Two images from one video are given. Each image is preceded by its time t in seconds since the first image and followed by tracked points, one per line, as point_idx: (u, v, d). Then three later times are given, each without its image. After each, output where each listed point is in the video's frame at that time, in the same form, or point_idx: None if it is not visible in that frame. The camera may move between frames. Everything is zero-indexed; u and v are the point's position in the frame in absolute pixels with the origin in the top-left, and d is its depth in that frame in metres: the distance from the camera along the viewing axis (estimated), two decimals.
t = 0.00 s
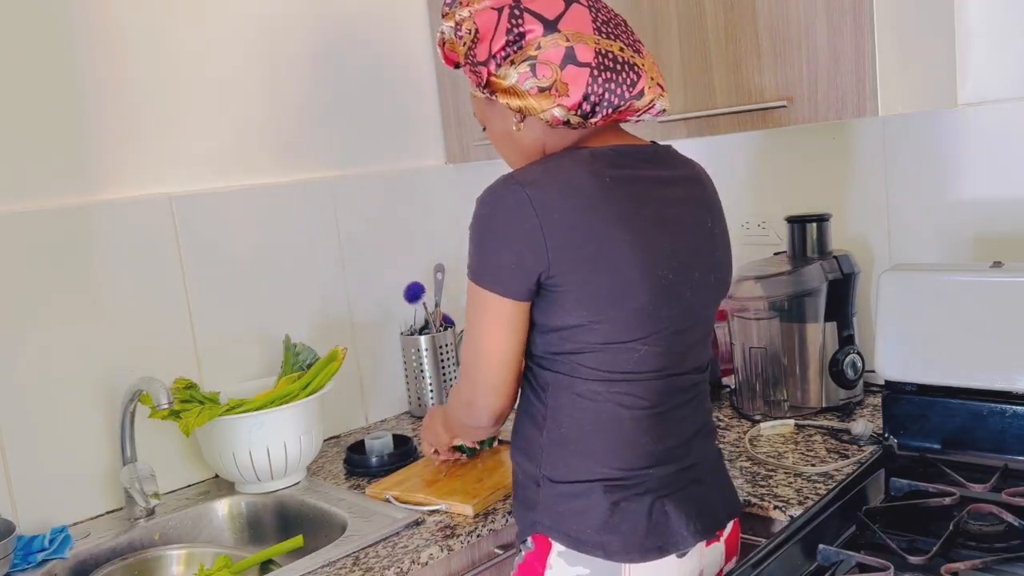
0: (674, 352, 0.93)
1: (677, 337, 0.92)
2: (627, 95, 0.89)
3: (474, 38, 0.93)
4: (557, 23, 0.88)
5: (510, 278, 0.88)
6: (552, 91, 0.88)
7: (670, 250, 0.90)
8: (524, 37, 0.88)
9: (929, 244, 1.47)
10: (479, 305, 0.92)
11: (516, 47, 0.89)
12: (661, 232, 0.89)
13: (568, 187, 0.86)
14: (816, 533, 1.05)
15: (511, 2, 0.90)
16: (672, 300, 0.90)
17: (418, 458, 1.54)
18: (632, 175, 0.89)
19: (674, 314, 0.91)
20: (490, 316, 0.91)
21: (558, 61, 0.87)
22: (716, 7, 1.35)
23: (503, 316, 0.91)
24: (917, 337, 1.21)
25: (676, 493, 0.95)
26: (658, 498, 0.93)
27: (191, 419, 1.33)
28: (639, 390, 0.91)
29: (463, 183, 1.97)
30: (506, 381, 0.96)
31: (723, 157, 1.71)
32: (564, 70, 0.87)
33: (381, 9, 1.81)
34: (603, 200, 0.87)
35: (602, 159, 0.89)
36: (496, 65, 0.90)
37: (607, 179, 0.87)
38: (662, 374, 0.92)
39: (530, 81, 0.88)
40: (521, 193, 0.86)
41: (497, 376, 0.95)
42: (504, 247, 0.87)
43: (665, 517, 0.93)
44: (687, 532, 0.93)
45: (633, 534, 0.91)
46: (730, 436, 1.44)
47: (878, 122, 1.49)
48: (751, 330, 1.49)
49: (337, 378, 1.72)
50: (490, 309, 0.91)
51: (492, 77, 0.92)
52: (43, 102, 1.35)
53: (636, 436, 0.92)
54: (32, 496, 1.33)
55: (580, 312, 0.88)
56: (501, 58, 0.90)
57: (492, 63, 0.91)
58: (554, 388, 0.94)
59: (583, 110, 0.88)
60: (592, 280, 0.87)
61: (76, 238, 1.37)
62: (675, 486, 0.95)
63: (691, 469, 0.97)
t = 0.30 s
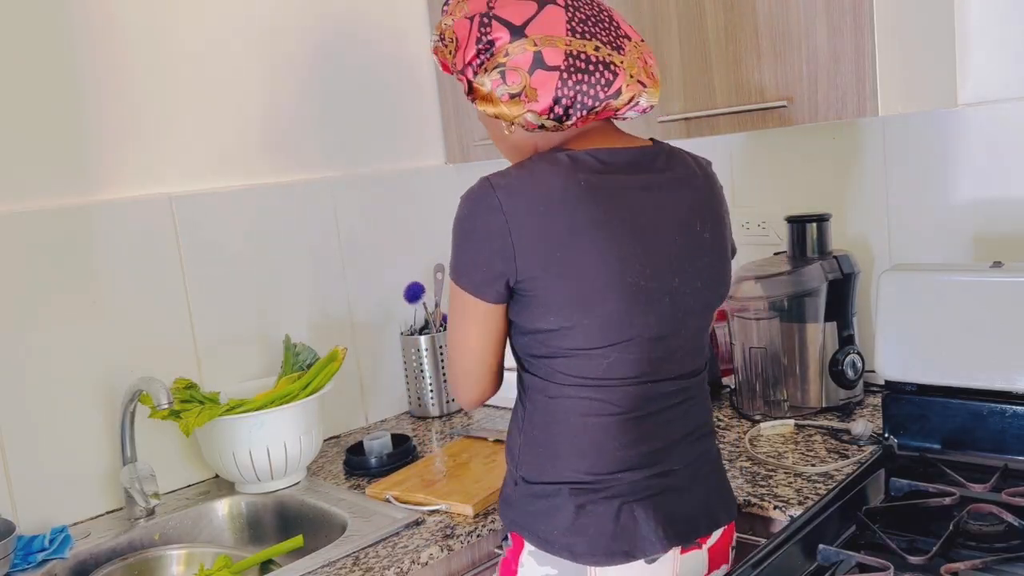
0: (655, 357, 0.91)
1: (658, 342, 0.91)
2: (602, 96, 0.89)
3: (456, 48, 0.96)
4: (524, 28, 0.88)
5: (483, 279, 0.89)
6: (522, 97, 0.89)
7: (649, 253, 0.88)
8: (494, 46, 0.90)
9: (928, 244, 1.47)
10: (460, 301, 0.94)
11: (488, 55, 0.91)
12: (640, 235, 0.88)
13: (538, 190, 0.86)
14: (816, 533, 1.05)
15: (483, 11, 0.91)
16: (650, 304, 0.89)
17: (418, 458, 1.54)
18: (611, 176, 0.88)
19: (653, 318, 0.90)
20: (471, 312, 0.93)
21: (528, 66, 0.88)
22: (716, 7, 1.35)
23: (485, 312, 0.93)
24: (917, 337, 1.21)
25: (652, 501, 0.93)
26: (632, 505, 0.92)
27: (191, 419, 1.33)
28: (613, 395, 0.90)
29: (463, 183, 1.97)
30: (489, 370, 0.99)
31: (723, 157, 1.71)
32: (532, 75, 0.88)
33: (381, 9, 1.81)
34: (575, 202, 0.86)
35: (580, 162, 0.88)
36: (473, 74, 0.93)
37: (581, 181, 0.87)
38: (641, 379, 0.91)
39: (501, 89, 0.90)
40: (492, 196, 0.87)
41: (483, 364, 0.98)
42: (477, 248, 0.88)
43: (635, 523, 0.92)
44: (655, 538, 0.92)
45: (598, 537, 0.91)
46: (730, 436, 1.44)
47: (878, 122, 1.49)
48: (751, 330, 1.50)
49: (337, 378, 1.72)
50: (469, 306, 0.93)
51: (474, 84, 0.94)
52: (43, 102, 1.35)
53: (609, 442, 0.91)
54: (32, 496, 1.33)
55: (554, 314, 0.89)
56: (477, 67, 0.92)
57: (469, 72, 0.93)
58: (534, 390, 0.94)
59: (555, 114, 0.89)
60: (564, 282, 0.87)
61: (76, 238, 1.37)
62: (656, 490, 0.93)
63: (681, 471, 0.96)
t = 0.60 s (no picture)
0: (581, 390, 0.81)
1: (577, 376, 0.80)
2: (557, 113, 0.82)
3: (406, 25, 0.78)
4: (502, 23, 0.80)
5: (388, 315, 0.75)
6: (494, 92, 0.79)
7: (569, 276, 0.78)
8: (466, 33, 0.79)
9: (929, 244, 1.47)
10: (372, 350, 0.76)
11: (459, 40, 0.79)
12: (557, 258, 0.78)
13: (448, 218, 0.75)
14: (816, 533, 1.05)
15: None
16: (575, 334, 0.79)
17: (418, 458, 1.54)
18: (520, 204, 0.77)
19: (578, 352, 0.80)
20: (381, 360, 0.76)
21: (503, 61, 0.79)
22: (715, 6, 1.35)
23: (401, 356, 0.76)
24: (918, 338, 1.21)
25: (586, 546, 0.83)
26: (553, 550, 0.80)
27: (191, 419, 1.33)
28: (539, 435, 0.80)
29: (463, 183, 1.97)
30: (412, 458, 0.78)
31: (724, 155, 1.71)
32: (505, 72, 0.80)
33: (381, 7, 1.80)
34: (483, 227, 0.76)
35: (491, 189, 0.78)
36: (431, 56, 0.78)
37: (495, 210, 0.76)
38: (565, 415, 0.81)
39: (471, 78, 0.79)
40: (399, 227, 0.75)
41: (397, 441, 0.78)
42: (378, 280, 0.75)
43: (552, 565, 0.80)
44: None
45: None
46: (730, 437, 1.44)
47: (878, 122, 1.49)
48: (751, 330, 1.50)
49: (336, 378, 1.72)
50: (379, 348, 0.76)
51: (422, 70, 0.79)
52: (44, 102, 1.35)
53: (526, 480, 0.79)
54: (32, 496, 1.33)
55: (465, 352, 0.77)
56: (439, 50, 0.78)
57: (427, 54, 0.78)
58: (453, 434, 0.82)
59: (517, 120, 0.80)
60: (473, 317, 0.76)
61: (76, 238, 1.37)
62: (591, 526, 0.84)
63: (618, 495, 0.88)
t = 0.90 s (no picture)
0: (326, 451, 0.76)
1: (326, 433, 0.76)
2: (250, 125, 0.76)
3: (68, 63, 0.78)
4: (143, 39, 0.74)
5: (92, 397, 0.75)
6: (142, 123, 0.74)
7: (274, 332, 0.74)
8: (104, 58, 0.74)
9: (929, 244, 1.47)
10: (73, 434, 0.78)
11: (99, 71, 0.75)
12: (242, 295, 0.73)
13: (123, 268, 0.73)
14: (818, 533, 1.05)
15: (95, 16, 0.76)
16: (300, 389, 0.74)
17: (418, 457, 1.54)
18: (228, 233, 0.74)
19: (310, 410, 0.75)
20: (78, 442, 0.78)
21: (148, 85, 0.73)
22: (717, 6, 1.35)
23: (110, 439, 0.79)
24: (918, 338, 1.21)
25: None
26: None
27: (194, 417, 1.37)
28: (276, 505, 0.76)
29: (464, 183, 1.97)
30: (116, 523, 0.82)
31: (724, 155, 1.71)
32: (154, 97, 0.73)
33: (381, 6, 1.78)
34: (155, 278, 0.72)
35: (221, 215, 0.75)
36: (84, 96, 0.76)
37: (178, 250, 0.73)
38: (318, 480, 0.76)
39: (116, 112, 0.74)
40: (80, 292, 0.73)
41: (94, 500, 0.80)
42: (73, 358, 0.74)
43: None
44: None
45: None
46: (730, 437, 1.44)
47: (879, 122, 1.49)
48: (751, 330, 1.50)
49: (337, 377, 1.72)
50: (73, 436, 0.77)
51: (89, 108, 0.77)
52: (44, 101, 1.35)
53: (281, 546, 0.76)
54: (31, 497, 1.33)
55: (179, 416, 0.75)
56: (86, 86, 0.76)
57: (80, 93, 0.77)
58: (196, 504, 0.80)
59: (186, 147, 0.75)
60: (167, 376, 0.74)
61: (76, 238, 1.37)
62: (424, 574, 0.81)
63: (424, 557, 0.81)
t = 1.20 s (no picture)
0: (360, 447, 0.75)
1: (369, 425, 0.75)
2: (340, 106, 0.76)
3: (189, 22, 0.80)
4: (264, 5, 0.76)
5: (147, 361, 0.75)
6: (241, 81, 0.75)
7: (324, 322, 0.73)
8: (224, 17, 0.76)
9: (928, 243, 1.47)
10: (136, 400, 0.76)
11: (216, 30, 0.77)
12: (294, 283, 0.73)
13: (188, 235, 0.73)
14: (817, 534, 1.05)
15: None
16: (342, 381, 0.74)
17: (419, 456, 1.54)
18: (283, 213, 0.74)
19: (348, 404, 0.74)
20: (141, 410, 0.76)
21: (257, 47, 0.75)
22: (717, 6, 1.35)
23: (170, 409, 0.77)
24: (918, 338, 1.21)
25: None
26: None
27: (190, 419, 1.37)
28: (302, 498, 0.75)
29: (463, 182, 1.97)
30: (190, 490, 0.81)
31: (724, 155, 1.71)
32: (260, 58, 0.75)
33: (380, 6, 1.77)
34: (215, 255, 0.73)
35: (288, 194, 0.74)
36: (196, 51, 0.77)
37: (243, 225, 0.73)
38: (350, 475, 0.75)
39: (221, 67, 0.75)
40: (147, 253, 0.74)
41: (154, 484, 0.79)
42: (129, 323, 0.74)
43: None
44: None
45: None
46: (730, 436, 1.44)
47: (878, 122, 1.49)
48: (752, 330, 1.49)
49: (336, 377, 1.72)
50: (147, 403, 0.76)
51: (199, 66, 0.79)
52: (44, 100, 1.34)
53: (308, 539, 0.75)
54: (31, 497, 1.33)
55: (220, 395, 0.75)
56: (201, 42, 0.78)
57: (193, 50, 0.78)
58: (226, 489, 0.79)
59: (278, 113, 0.75)
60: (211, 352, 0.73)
61: (77, 238, 1.37)
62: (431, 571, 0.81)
63: (442, 561, 0.79)
